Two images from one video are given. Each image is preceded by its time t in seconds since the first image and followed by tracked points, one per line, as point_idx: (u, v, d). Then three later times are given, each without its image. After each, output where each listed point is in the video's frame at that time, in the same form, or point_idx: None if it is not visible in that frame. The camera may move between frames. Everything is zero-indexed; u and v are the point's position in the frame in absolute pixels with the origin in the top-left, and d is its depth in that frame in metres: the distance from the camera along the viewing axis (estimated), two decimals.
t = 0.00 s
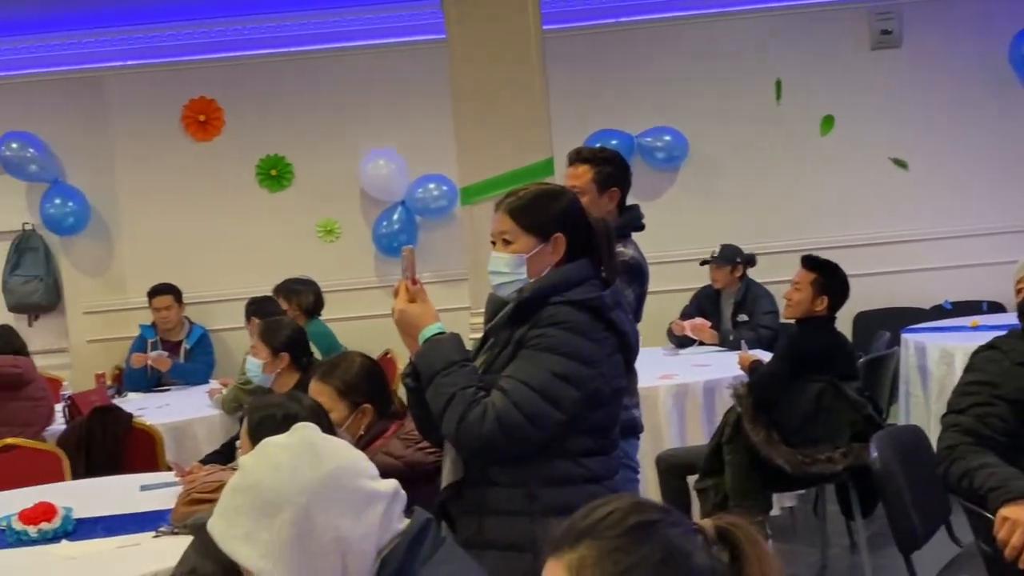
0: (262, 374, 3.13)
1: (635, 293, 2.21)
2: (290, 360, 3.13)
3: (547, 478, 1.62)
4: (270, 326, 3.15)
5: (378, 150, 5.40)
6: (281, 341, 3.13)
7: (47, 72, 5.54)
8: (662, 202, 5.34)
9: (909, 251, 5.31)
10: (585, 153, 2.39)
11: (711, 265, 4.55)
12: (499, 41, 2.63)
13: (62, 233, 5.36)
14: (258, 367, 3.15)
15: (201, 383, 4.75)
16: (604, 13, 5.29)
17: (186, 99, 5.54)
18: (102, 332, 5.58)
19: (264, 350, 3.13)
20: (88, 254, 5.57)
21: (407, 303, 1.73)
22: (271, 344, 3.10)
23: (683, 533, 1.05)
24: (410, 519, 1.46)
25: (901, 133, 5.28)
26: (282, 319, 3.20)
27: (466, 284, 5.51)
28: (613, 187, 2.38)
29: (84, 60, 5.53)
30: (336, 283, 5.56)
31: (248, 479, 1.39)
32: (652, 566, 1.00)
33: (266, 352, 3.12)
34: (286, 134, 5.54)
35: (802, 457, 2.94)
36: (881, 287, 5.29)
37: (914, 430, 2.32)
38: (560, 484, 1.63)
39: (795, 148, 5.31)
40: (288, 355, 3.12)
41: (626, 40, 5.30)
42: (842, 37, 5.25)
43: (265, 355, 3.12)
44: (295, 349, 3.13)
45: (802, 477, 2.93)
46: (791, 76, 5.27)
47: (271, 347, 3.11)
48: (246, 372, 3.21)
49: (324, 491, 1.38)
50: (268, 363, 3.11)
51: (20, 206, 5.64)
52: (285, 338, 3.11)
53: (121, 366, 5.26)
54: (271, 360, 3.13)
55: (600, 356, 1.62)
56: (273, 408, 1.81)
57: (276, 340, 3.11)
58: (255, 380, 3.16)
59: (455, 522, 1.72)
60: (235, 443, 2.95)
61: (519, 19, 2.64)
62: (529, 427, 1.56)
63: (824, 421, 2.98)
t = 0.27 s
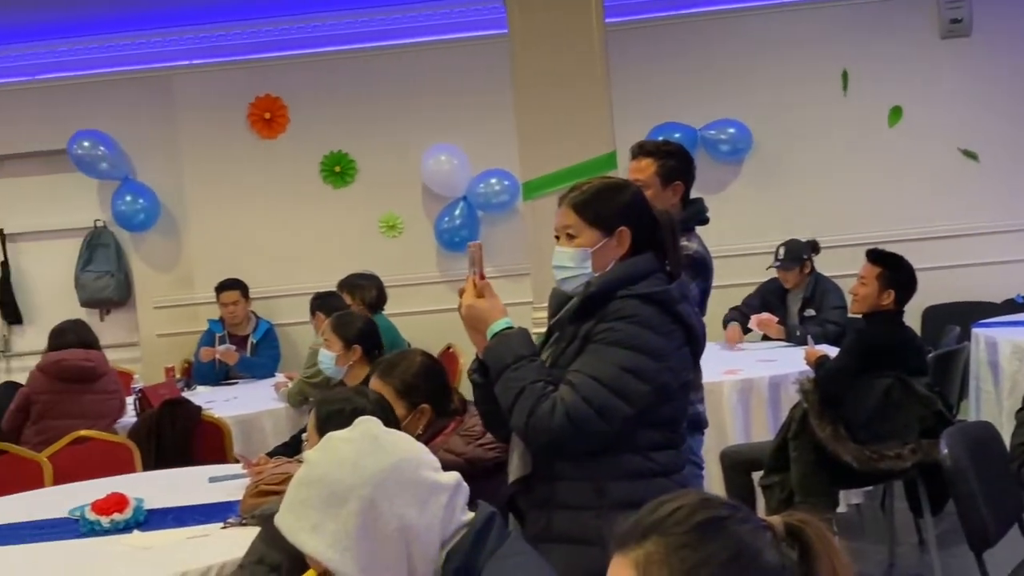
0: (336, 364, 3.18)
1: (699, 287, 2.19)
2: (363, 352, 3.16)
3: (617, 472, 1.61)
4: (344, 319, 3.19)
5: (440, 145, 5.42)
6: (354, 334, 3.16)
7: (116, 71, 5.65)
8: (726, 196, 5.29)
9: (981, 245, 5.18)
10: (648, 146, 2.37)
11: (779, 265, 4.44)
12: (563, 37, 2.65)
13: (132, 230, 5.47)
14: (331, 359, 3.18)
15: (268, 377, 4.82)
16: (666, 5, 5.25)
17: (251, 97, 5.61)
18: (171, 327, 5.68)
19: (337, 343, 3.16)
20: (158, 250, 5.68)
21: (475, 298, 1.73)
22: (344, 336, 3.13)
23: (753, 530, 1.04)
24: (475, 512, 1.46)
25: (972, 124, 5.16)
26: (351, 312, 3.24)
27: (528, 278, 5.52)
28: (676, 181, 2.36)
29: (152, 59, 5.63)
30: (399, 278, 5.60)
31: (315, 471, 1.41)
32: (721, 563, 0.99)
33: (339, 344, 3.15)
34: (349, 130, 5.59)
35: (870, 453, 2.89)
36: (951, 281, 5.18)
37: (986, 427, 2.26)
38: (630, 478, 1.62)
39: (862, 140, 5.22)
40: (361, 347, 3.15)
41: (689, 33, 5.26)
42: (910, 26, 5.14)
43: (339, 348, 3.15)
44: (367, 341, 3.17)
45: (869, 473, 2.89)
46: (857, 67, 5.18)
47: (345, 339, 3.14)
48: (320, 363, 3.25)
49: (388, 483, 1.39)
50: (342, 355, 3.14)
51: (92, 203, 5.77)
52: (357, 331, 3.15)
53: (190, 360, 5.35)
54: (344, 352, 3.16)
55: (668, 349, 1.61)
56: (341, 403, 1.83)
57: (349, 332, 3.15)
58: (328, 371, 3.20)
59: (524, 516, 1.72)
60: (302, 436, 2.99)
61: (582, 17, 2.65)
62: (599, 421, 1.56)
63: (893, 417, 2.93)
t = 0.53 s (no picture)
0: (401, 359, 3.20)
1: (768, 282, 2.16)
2: (427, 347, 3.18)
3: (697, 465, 1.60)
4: (408, 314, 3.20)
5: (502, 140, 5.43)
6: (419, 329, 3.18)
7: (183, 71, 5.75)
8: (792, 189, 5.22)
9: None
10: (713, 138, 2.35)
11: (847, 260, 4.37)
12: (627, 30, 2.63)
13: (200, 226, 5.56)
14: (396, 354, 3.20)
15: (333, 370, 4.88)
16: None
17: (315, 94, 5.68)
18: (238, 322, 5.77)
19: (403, 339, 3.17)
20: (226, 246, 5.77)
21: (548, 294, 1.72)
22: (409, 331, 3.15)
23: (821, 528, 1.02)
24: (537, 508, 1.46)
25: None
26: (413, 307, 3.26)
27: (590, 273, 5.50)
28: (742, 173, 2.33)
29: (217, 58, 5.72)
30: (461, 272, 5.62)
31: (373, 471, 1.42)
32: (790, 562, 0.98)
33: (404, 340, 3.17)
34: (413, 126, 5.63)
35: (940, 450, 2.83)
36: None
37: None
38: (710, 471, 1.61)
39: (932, 131, 5.11)
40: (426, 342, 3.18)
41: (753, 24, 5.20)
42: (983, 14, 5.02)
43: (405, 344, 3.17)
44: (431, 336, 3.19)
45: (939, 471, 2.83)
46: (927, 57, 5.08)
47: (410, 334, 3.16)
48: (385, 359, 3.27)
49: (447, 482, 1.40)
50: (407, 351, 3.17)
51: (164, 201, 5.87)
52: (422, 326, 3.17)
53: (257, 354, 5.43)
54: (408, 347, 3.18)
55: (745, 342, 1.60)
56: (408, 398, 1.84)
57: (414, 328, 3.16)
58: (394, 366, 3.22)
59: (602, 512, 1.72)
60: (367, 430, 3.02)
61: (646, 10, 2.63)
62: (678, 414, 1.55)
63: (965, 413, 2.86)
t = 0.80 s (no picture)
0: (463, 357, 3.21)
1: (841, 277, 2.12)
2: (489, 345, 3.20)
3: (784, 458, 1.59)
4: (469, 311, 3.21)
5: (565, 134, 5.41)
6: (481, 326, 3.20)
7: (248, 69, 5.81)
8: (860, 181, 5.12)
9: None
10: (778, 132, 2.32)
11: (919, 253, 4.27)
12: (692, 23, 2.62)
13: (267, 222, 5.63)
14: (458, 352, 3.22)
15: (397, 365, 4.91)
16: None
17: (379, 91, 5.72)
18: (304, 317, 5.83)
19: (464, 336, 3.19)
20: (292, 241, 5.82)
21: (627, 291, 1.72)
22: (471, 329, 3.17)
23: (891, 527, 1.00)
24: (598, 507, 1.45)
25: None
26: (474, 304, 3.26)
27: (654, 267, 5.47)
28: (809, 166, 2.29)
29: (283, 56, 5.78)
30: (524, 267, 5.62)
31: (432, 473, 1.44)
32: (860, 561, 0.96)
33: (466, 338, 3.19)
34: (476, 122, 5.64)
35: (1016, 448, 2.67)
36: None
37: None
38: (797, 463, 1.59)
39: (1006, 122, 4.98)
40: (488, 340, 3.19)
41: (821, 14, 5.12)
42: None
43: (466, 342, 3.19)
44: (493, 334, 3.20)
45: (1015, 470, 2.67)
46: (1001, 45, 4.95)
47: (472, 332, 3.18)
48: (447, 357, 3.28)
49: (505, 483, 1.40)
50: (469, 349, 3.18)
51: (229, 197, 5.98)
52: (484, 323, 3.18)
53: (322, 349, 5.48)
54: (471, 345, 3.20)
55: (828, 332, 1.58)
56: (466, 393, 1.85)
57: (476, 325, 3.18)
58: (456, 365, 3.23)
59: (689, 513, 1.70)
60: (430, 424, 3.03)
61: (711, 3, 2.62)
62: (766, 408, 1.54)
63: None
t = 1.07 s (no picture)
0: (524, 356, 3.21)
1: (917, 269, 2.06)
2: (551, 343, 3.19)
3: (879, 454, 1.56)
4: (531, 309, 3.21)
5: (628, 128, 5.38)
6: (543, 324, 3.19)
7: (313, 67, 5.86)
8: (931, 173, 5.01)
9: None
10: (846, 126, 2.28)
11: (993, 246, 4.18)
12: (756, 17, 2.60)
13: (331, 219, 5.68)
14: (520, 351, 3.22)
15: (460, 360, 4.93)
16: None
17: (442, 87, 5.73)
18: (368, 312, 5.88)
19: (526, 335, 3.20)
20: (356, 237, 5.86)
21: (714, 285, 1.64)
22: (533, 327, 3.17)
23: (967, 527, 0.96)
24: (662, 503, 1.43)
25: None
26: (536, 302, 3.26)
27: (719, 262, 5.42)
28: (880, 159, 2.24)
29: (346, 54, 5.83)
30: (587, 262, 5.60)
31: (494, 472, 1.42)
32: (933, 562, 0.93)
33: (528, 336, 3.19)
34: (538, 116, 5.63)
35: None
36: None
37: None
38: (892, 459, 1.56)
39: None
40: (550, 339, 3.19)
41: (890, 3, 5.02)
42: None
43: (528, 340, 3.19)
44: (554, 332, 3.19)
45: None
46: None
47: (534, 331, 3.18)
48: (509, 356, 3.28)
49: (569, 483, 1.39)
50: (531, 347, 3.18)
51: (295, 194, 6.06)
52: (545, 322, 3.17)
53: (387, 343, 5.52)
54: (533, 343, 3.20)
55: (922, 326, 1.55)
56: (529, 386, 1.85)
57: (537, 323, 3.18)
58: (517, 364, 3.23)
59: (779, 511, 1.66)
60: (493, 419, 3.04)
61: None
62: (866, 404, 1.50)
63: None
